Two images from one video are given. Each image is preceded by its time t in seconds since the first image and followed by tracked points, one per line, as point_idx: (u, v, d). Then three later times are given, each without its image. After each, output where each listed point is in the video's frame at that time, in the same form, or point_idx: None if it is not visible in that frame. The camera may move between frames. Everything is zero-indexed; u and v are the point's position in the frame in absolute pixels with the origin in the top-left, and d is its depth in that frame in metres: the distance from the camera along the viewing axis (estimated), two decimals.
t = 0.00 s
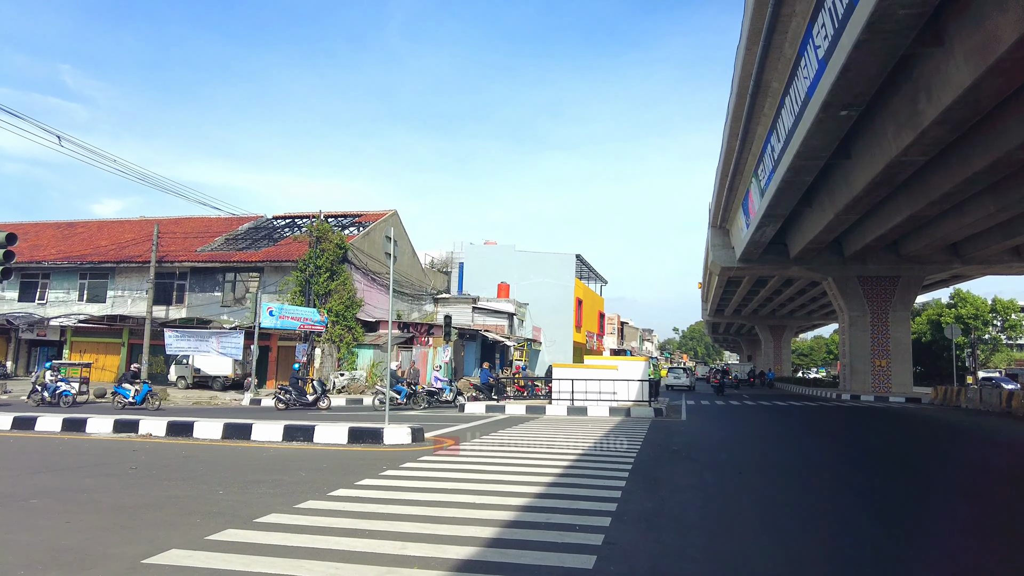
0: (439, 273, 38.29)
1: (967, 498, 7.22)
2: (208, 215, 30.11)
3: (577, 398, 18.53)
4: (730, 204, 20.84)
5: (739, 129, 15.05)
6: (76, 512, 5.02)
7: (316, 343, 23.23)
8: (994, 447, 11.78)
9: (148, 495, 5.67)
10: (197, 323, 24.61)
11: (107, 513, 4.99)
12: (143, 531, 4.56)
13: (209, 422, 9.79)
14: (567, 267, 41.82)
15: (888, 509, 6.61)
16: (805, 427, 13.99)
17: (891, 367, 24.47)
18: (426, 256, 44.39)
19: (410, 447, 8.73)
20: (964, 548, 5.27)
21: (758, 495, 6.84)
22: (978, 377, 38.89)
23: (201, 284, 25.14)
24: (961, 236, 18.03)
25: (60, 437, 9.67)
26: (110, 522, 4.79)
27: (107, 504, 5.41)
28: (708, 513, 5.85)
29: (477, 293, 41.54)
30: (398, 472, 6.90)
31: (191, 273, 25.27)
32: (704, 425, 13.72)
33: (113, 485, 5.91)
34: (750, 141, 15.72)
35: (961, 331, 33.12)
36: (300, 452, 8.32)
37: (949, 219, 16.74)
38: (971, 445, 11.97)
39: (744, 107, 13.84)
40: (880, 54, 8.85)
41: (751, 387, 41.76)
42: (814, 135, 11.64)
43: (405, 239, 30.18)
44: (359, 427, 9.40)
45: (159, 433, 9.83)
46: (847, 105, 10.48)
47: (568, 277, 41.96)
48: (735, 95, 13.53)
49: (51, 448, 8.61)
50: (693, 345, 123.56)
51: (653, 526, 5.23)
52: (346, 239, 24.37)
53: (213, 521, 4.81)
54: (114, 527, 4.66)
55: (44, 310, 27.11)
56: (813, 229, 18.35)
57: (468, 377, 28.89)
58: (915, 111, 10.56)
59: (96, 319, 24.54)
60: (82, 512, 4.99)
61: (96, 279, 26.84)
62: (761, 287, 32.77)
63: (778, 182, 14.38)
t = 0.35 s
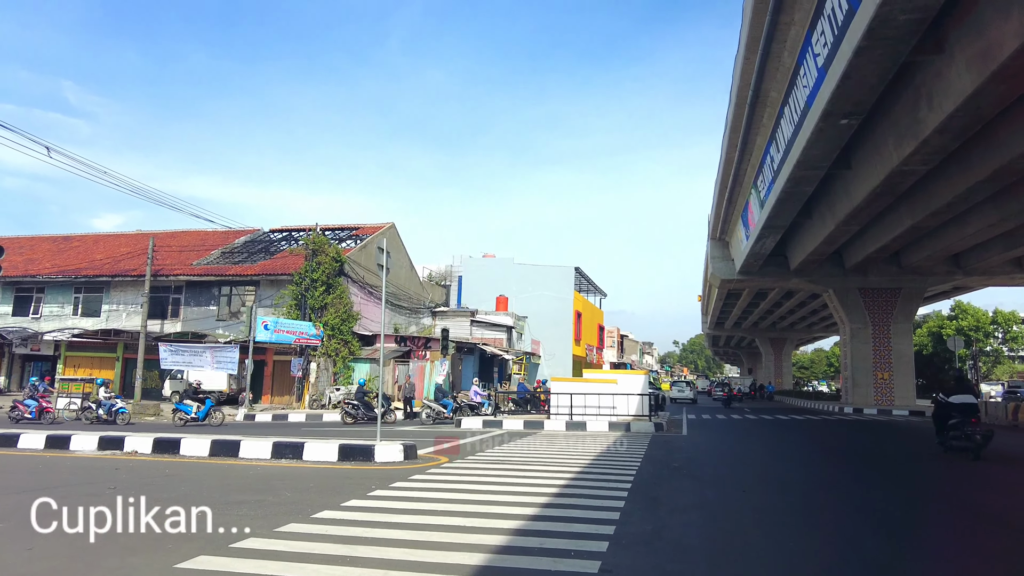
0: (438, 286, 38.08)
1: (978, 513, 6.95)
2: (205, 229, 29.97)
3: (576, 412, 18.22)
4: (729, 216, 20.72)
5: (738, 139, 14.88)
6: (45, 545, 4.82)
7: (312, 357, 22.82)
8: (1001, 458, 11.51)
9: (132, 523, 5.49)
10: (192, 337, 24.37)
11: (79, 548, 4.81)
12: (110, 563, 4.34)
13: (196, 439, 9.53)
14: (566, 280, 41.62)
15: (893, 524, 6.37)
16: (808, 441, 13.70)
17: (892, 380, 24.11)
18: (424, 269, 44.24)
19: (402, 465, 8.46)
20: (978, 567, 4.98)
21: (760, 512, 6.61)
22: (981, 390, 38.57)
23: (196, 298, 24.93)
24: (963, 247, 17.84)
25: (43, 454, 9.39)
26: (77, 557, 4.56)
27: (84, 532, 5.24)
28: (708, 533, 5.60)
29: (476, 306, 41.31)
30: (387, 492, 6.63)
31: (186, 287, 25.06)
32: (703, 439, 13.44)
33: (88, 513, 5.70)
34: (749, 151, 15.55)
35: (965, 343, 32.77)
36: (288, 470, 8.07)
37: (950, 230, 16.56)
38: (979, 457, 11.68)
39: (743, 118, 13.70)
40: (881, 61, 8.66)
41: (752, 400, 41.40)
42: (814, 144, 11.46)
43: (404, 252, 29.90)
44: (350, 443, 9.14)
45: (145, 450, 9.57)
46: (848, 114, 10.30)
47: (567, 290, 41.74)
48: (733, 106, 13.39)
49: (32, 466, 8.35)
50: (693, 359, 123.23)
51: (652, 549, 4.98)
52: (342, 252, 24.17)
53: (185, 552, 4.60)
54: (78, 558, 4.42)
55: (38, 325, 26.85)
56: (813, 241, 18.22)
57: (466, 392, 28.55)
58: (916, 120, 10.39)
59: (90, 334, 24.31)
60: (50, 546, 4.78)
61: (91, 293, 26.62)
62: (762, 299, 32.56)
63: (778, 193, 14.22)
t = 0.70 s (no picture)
0: (441, 299, 37.92)
1: (997, 531, 6.63)
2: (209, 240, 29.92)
3: (580, 428, 17.91)
4: (735, 230, 20.50)
5: (744, 152, 14.66)
6: (26, 556, 4.65)
7: (313, 369, 22.65)
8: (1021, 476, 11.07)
9: (133, 529, 5.45)
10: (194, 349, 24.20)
11: (57, 556, 4.64)
12: None
13: (192, 452, 9.32)
14: (570, 294, 41.44)
15: (911, 544, 6.04)
16: (819, 458, 13.30)
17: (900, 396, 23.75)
18: (428, 282, 44.12)
19: (402, 481, 8.24)
20: None
21: (772, 532, 6.31)
22: (990, 406, 38.12)
23: (198, 310, 24.80)
24: (973, 261, 17.39)
25: (35, 467, 9.19)
26: (52, 568, 4.37)
27: (81, 541, 5.14)
28: (720, 555, 5.34)
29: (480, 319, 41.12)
30: (384, 510, 6.37)
31: (188, 298, 24.94)
32: (710, 456, 13.09)
33: (73, 526, 5.53)
34: (755, 164, 15.30)
35: (974, 358, 32.36)
36: (285, 486, 7.86)
37: (960, 244, 16.18)
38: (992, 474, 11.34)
39: (749, 130, 13.49)
40: (891, 72, 8.16)
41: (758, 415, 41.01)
42: (822, 157, 11.07)
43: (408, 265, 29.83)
44: (349, 457, 8.92)
45: (140, 463, 9.37)
46: (857, 124, 9.75)
47: (571, 303, 41.54)
48: (739, 118, 13.17)
49: (23, 480, 8.16)
50: (697, 373, 122.59)
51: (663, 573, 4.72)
52: (345, 265, 24.06)
53: (168, 571, 4.40)
54: None
55: (40, 335, 26.73)
56: (820, 255, 17.90)
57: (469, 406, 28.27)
58: (925, 132, 9.75)
59: (91, 345, 24.18)
60: (28, 559, 4.59)
61: (93, 304, 26.53)
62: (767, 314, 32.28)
63: (785, 207, 13.99)
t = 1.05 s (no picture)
0: (448, 301, 37.85)
1: (1011, 538, 6.46)
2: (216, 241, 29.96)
3: (586, 431, 17.75)
4: (744, 232, 20.30)
5: (753, 154, 14.49)
6: (20, 556, 4.58)
7: (319, 370, 22.57)
8: None
9: (141, 529, 5.41)
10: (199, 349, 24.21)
11: (49, 556, 4.57)
12: None
13: (193, 452, 9.26)
14: (577, 296, 41.30)
15: (923, 551, 5.85)
16: (828, 463, 13.08)
17: (911, 401, 23.44)
18: (434, 283, 44.06)
19: (404, 483, 8.14)
20: None
21: (781, 539, 6.15)
22: (1001, 412, 37.63)
23: (205, 310, 24.82)
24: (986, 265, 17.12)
25: (37, 466, 9.15)
26: (45, 568, 4.30)
27: (86, 539, 5.10)
28: (728, 562, 5.18)
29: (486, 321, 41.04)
30: (385, 512, 6.27)
31: (195, 298, 24.96)
32: (717, 460, 12.90)
33: (69, 527, 5.46)
34: (765, 165, 15.12)
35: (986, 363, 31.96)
36: (285, 487, 7.77)
37: (972, 248, 15.92)
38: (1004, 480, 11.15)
39: (758, 132, 13.31)
40: (904, 71, 7.89)
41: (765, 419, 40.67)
42: (833, 158, 10.83)
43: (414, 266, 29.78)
44: (351, 458, 8.83)
45: (141, 463, 9.30)
46: (868, 126, 9.52)
47: (578, 306, 41.40)
48: (749, 119, 12.98)
49: (24, 478, 8.11)
50: (705, 377, 122.07)
51: None
52: (351, 265, 24.02)
53: (162, 573, 4.30)
54: None
55: (48, 334, 26.82)
56: (829, 258, 17.67)
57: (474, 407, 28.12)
58: (937, 133, 9.47)
59: (98, 344, 24.22)
60: (21, 559, 4.51)
61: (100, 303, 26.60)
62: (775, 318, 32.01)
63: (795, 209, 13.80)
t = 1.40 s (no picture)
0: (448, 290, 37.81)
1: (1009, 525, 6.46)
2: (215, 231, 29.91)
3: (586, 419, 17.73)
4: (745, 220, 20.18)
5: (754, 141, 14.37)
6: (15, 546, 4.56)
7: (319, 360, 22.60)
8: None
9: (141, 521, 5.34)
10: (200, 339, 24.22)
11: (41, 546, 4.55)
12: (73, 570, 4.06)
13: (191, 441, 9.26)
14: (578, 285, 41.26)
15: (920, 539, 5.83)
16: (828, 451, 13.07)
17: (912, 389, 23.39)
18: (435, 273, 44.01)
19: (401, 472, 8.12)
20: None
21: (779, 527, 6.11)
22: (1002, 400, 37.59)
23: (205, 300, 24.81)
24: (988, 253, 17.02)
25: (37, 456, 9.15)
26: (37, 559, 4.28)
27: (85, 532, 5.02)
28: (726, 550, 5.15)
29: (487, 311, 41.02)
30: (381, 501, 6.25)
31: (195, 289, 24.94)
32: (716, 449, 12.89)
33: (64, 517, 5.45)
34: (766, 153, 15.00)
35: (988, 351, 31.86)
36: (284, 476, 7.78)
37: (974, 235, 15.80)
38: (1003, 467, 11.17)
39: (759, 118, 13.15)
40: (907, 56, 7.75)
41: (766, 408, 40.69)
42: (835, 145, 10.71)
43: (414, 256, 29.69)
44: (349, 447, 8.82)
45: (140, 453, 9.30)
46: (870, 111, 9.40)
47: (579, 295, 41.36)
48: (749, 106, 12.82)
49: (21, 468, 8.11)
50: (706, 366, 122.37)
51: (666, 569, 4.53)
52: (351, 255, 23.95)
53: (155, 560, 4.28)
54: (37, 566, 4.12)
55: (49, 326, 26.83)
56: (831, 246, 17.58)
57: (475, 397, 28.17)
58: (940, 120, 9.35)
59: (98, 335, 24.22)
60: (14, 549, 4.49)
61: (101, 294, 26.59)
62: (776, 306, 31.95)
63: (796, 196, 13.70)
